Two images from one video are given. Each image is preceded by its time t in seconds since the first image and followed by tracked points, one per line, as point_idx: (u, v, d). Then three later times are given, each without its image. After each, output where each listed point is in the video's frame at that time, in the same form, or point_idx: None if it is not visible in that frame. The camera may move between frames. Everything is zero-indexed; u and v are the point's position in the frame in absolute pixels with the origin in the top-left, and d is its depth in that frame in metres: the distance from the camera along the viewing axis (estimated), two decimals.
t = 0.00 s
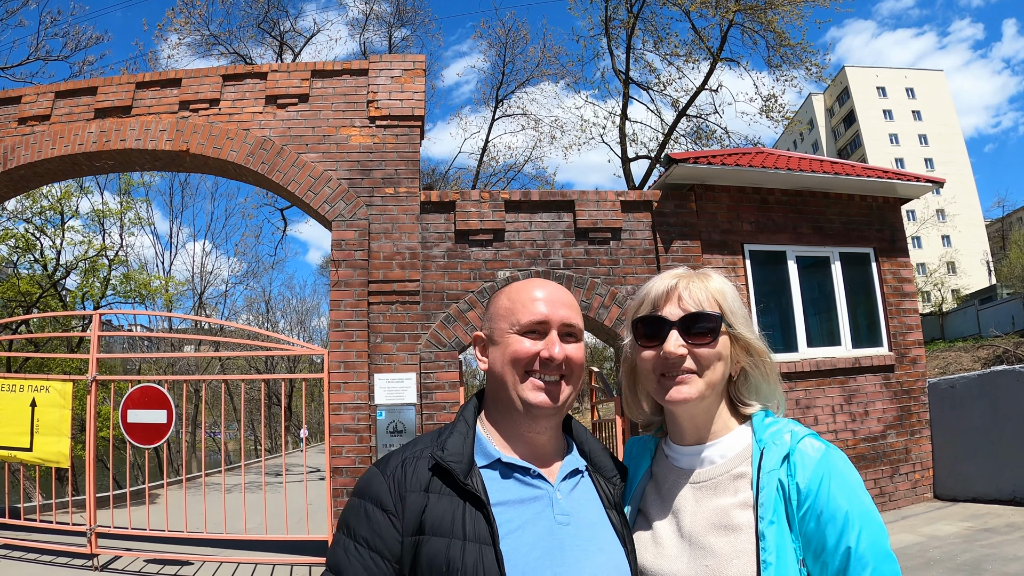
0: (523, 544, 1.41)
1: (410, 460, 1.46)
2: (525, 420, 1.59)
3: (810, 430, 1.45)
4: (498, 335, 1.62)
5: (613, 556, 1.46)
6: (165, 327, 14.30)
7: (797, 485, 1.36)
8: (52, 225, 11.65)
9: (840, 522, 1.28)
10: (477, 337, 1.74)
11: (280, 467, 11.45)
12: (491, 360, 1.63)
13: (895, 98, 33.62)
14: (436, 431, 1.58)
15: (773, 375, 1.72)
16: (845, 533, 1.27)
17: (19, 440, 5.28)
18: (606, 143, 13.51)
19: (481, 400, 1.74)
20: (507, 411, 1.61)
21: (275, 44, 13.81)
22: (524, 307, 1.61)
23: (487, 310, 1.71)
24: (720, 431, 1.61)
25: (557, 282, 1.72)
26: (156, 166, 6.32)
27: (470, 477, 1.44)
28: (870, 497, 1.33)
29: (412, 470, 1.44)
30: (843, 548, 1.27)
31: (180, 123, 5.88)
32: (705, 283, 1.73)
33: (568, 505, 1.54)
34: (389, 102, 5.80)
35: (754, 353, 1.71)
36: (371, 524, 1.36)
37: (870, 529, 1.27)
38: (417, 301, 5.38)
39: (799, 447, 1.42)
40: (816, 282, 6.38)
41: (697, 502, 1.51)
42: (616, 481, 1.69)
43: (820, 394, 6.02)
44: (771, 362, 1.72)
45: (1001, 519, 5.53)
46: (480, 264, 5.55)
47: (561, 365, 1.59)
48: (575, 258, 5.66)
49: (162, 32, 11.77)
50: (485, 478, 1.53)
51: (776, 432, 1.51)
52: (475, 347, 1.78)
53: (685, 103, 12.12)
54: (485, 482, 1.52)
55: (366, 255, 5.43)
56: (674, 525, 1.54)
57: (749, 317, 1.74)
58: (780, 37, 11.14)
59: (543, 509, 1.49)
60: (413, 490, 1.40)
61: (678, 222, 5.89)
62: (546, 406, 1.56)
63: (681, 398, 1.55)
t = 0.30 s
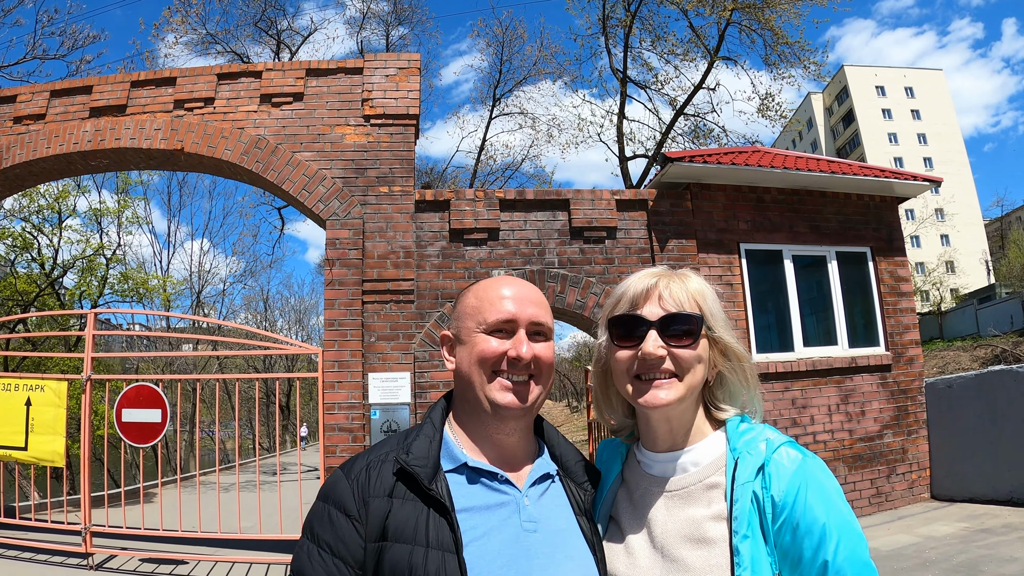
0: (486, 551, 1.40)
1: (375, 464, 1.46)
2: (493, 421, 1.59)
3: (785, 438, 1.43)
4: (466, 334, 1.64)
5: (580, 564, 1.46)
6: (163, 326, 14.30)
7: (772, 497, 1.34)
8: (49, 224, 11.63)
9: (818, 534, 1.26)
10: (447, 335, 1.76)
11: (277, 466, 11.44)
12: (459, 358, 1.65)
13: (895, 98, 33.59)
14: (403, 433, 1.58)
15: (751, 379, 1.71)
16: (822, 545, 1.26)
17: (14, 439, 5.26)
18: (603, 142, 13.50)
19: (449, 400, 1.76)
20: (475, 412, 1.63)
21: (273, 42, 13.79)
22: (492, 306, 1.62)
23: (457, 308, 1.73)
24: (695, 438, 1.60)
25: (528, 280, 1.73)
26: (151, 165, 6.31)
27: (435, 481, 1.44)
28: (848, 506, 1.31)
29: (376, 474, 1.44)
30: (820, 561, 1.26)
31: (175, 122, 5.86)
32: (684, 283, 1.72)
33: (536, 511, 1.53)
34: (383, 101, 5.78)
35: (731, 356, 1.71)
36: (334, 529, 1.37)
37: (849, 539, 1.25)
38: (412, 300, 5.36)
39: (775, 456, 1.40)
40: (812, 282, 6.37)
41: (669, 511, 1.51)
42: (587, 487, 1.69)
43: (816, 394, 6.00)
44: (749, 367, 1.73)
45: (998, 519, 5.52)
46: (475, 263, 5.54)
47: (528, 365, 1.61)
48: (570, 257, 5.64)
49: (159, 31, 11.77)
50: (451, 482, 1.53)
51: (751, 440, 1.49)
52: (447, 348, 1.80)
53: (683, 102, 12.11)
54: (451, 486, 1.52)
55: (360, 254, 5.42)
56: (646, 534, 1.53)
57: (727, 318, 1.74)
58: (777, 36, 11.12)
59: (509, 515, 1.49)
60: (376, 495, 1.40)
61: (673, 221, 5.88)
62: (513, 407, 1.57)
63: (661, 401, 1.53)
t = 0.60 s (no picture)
0: (474, 549, 1.40)
1: (362, 460, 1.46)
2: (476, 415, 1.60)
3: (783, 433, 1.43)
4: (447, 328, 1.65)
5: (570, 562, 1.45)
6: (161, 325, 14.28)
7: (771, 492, 1.33)
8: (47, 222, 11.61)
9: (818, 528, 1.26)
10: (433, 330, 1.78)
11: (275, 465, 11.43)
12: (442, 352, 1.66)
13: (893, 97, 33.60)
14: (391, 428, 1.58)
15: (742, 375, 1.70)
16: (823, 539, 1.25)
17: (11, 438, 5.26)
18: (602, 141, 13.50)
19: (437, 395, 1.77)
20: (459, 407, 1.64)
21: (271, 41, 13.77)
22: (472, 299, 1.63)
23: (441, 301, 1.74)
24: (689, 434, 1.59)
25: (511, 273, 1.74)
26: (149, 163, 6.30)
27: (423, 477, 1.44)
28: (848, 500, 1.31)
29: (364, 470, 1.44)
30: (821, 555, 1.25)
31: (172, 120, 5.85)
32: (672, 276, 1.73)
33: (525, 508, 1.53)
34: (381, 99, 5.77)
35: (721, 350, 1.70)
36: (321, 525, 1.36)
37: (849, 533, 1.25)
38: (409, 298, 5.36)
39: (773, 451, 1.39)
40: (810, 280, 6.37)
41: (666, 509, 1.50)
42: (579, 483, 1.67)
43: (814, 393, 6.00)
44: (740, 359, 1.71)
45: (996, 518, 5.52)
46: (472, 261, 5.54)
47: (509, 358, 1.61)
48: (568, 256, 5.64)
49: (157, 30, 11.76)
50: (440, 478, 1.53)
51: (748, 435, 1.48)
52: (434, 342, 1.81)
53: (681, 101, 12.11)
54: (440, 482, 1.52)
55: (357, 252, 5.41)
56: (643, 533, 1.52)
57: (717, 311, 1.73)
58: (776, 34, 11.11)
59: (497, 512, 1.48)
60: (363, 491, 1.40)
61: (671, 219, 5.88)
62: (495, 400, 1.58)
63: (645, 396, 1.54)
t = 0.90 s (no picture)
0: (481, 546, 1.40)
1: (370, 456, 1.46)
2: (476, 411, 1.61)
3: (792, 428, 1.43)
4: (446, 326, 1.66)
5: (577, 559, 1.45)
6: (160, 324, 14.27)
7: (778, 486, 1.34)
8: (46, 221, 11.59)
9: (824, 524, 1.25)
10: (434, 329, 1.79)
11: (274, 464, 11.42)
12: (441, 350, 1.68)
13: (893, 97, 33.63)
14: (398, 425, 1.59)
15: (750, 370, 1.70)
16: (829, 536, 1.24)
17: (10, 437, 5.25)
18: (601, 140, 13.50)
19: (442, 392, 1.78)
20: (461, 404, 1.65)
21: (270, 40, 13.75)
22: (467, 296, 1.63)
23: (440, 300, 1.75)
24: (699, 428, 1.60)
25: (511, 269, 1.74)
26: (148, 162, 6.29)
27: (430, 473, 1.44)
28: (856, 498, 1.30)
29: (371, 466, 1.44)
30: (826, 551, 1.24)
31: (172, 119, 5.85)
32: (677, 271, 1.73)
33: (532, 504, 1.53)
34: (381, 98, 5.77)
35: (728, 345, 1.70)
36: (328, 522, 1.37)
37: (855, 531, 1.24)
38: (409, 297, 5.36)
39: (781, 445, 1.40)
40: (809, 280, 6.37)
41: (674, 502, 1.51)
42: (588, 478, 1.68)
43: (813, 392, 6.01)
44: (745, 354, 1.72)
45: (995, 518, 5.53)
46: (471, 260, 5.55)
47: (507, 354, 1.61)
48: (567, 255, 5.64)
49: (157, 29, 11.74)
50: (447, 474, 1.54)
51: (756, 429, 1.49)
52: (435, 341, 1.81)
53: (680, 100, 12.12)
54: (447, 478, 1.53)
55: (357, 251, 5.41)
56: (650, 526, 1.53)
57: (723, 305, 1.73)
58: (775, 34, 11.12)
59: (505, 508, 1.49)
60: (371, 487, 1.40)
61: (671, 219, 5.89)
62: (495, 394, 1.58)
63: (648, 391, 1.55)
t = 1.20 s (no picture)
0: (493, 541, 1.40)
1: (382, 452, 1.47)
2: (496, 406, 1.61)
3: (808, 421, 1.43)
4: (464, 321, 1.65)
5: (588, 555, 1.45)
6: (159, 323, 14.26)
7: (790, 478, 1.34)
8: (46, 220, 11.58)
9: (836, 520, 1.25)
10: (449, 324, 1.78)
11: (273, 463, 11.42)
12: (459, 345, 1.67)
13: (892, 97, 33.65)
14: (411, 420, 1.59)
15: (766, 360, 1.71)
16: (840, 532, 1.24)
17: (10, 435, 5.25)
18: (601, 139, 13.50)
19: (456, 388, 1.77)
20: (478, 399, 1.65)
21: (270, 39, 13.75)
22: (487, 290, 1.63)
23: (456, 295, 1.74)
24: (716, 419, 1.60)
25: (527, 263, 1.74)
26: (148, 160, 6.29)
27: (442, 469, 1.44)
28: (871, 495, 1.29)
29: (383, 462, 1.44)
30: (837, 547, 1.24)
31: (172, 117, 5.84)
32: (692, 262, 1.73)
33: (545, 499, 1.53)
34: (381, 96, 5.76)
35: (743, 335, 1.71)
36: (341, 517, 1.37)
37: (867, 528, 1.23)
38: (409, 295, 5.36)
39: (796, 438, 1.40)
40: (809, 279, 6.38)
41: (688, 492, 1.51)
42: (602, 474, 1.68)
43: (813, 391, 6.01)
44: (762, 344, 1.72)
45: (994, 516, 5.54)
46: (472, 258, 5.55)
47: (527, 348, 1.61)
48: (568, 253, 5.64)
49: (156, 27, 11.73)
50: (459, 470, 1.54)
51: (772, 421, 1.49)
52: (450, 336, 1.81)
53: (680, 100, 12.12)
54: (459, 474, 1.53)
55: (357, 249, 5.41)
56: (663, 517, 1.53)
57: (739, 296, 1.73)
58: (775, 33, 11.12)
59: (516, 504, 1.49)
60: (383, 483, 1.40)
61: (671, 217, 5.89)
62: (515, 389, 1.59)
63: (665, 384, 1.56)
